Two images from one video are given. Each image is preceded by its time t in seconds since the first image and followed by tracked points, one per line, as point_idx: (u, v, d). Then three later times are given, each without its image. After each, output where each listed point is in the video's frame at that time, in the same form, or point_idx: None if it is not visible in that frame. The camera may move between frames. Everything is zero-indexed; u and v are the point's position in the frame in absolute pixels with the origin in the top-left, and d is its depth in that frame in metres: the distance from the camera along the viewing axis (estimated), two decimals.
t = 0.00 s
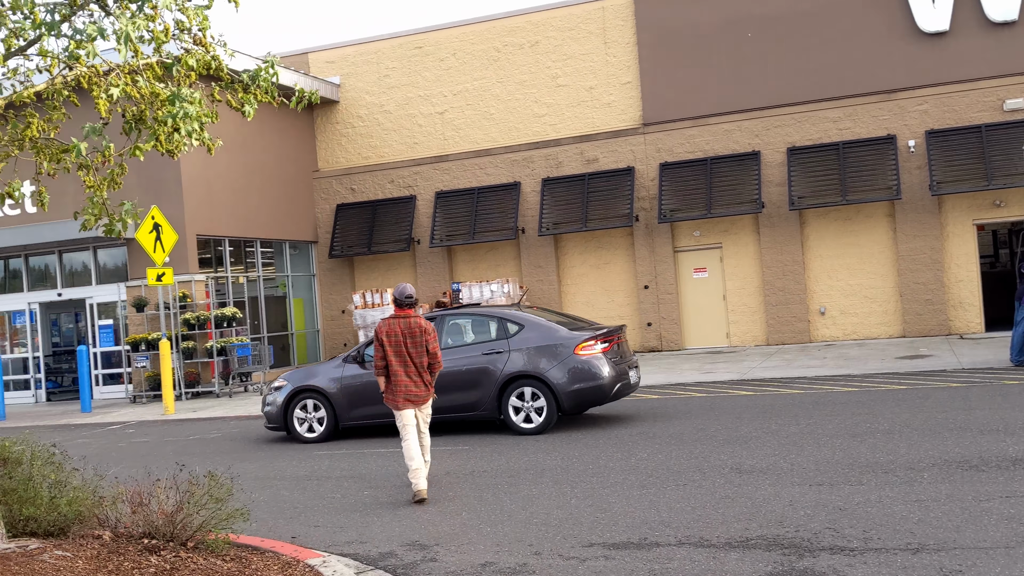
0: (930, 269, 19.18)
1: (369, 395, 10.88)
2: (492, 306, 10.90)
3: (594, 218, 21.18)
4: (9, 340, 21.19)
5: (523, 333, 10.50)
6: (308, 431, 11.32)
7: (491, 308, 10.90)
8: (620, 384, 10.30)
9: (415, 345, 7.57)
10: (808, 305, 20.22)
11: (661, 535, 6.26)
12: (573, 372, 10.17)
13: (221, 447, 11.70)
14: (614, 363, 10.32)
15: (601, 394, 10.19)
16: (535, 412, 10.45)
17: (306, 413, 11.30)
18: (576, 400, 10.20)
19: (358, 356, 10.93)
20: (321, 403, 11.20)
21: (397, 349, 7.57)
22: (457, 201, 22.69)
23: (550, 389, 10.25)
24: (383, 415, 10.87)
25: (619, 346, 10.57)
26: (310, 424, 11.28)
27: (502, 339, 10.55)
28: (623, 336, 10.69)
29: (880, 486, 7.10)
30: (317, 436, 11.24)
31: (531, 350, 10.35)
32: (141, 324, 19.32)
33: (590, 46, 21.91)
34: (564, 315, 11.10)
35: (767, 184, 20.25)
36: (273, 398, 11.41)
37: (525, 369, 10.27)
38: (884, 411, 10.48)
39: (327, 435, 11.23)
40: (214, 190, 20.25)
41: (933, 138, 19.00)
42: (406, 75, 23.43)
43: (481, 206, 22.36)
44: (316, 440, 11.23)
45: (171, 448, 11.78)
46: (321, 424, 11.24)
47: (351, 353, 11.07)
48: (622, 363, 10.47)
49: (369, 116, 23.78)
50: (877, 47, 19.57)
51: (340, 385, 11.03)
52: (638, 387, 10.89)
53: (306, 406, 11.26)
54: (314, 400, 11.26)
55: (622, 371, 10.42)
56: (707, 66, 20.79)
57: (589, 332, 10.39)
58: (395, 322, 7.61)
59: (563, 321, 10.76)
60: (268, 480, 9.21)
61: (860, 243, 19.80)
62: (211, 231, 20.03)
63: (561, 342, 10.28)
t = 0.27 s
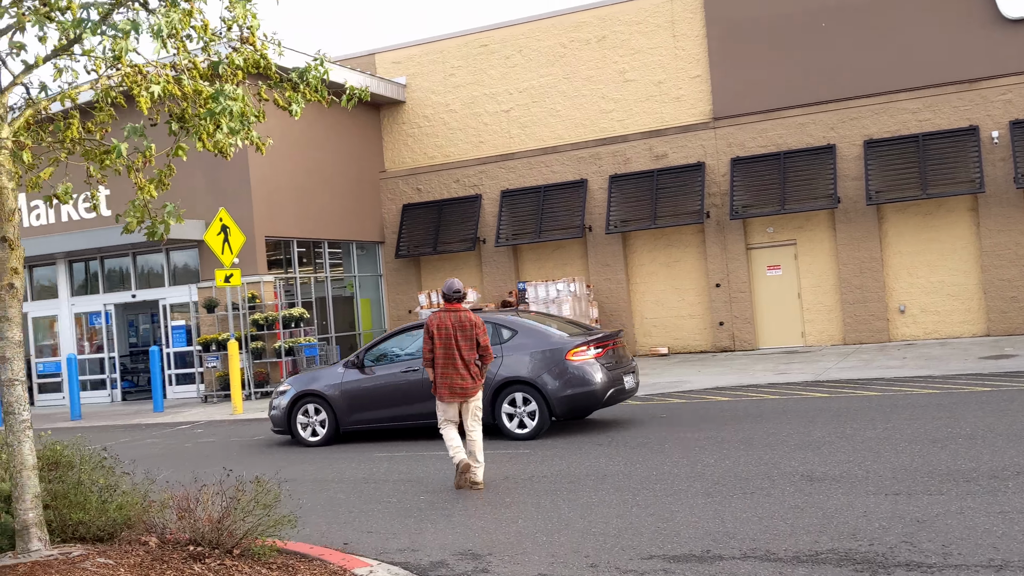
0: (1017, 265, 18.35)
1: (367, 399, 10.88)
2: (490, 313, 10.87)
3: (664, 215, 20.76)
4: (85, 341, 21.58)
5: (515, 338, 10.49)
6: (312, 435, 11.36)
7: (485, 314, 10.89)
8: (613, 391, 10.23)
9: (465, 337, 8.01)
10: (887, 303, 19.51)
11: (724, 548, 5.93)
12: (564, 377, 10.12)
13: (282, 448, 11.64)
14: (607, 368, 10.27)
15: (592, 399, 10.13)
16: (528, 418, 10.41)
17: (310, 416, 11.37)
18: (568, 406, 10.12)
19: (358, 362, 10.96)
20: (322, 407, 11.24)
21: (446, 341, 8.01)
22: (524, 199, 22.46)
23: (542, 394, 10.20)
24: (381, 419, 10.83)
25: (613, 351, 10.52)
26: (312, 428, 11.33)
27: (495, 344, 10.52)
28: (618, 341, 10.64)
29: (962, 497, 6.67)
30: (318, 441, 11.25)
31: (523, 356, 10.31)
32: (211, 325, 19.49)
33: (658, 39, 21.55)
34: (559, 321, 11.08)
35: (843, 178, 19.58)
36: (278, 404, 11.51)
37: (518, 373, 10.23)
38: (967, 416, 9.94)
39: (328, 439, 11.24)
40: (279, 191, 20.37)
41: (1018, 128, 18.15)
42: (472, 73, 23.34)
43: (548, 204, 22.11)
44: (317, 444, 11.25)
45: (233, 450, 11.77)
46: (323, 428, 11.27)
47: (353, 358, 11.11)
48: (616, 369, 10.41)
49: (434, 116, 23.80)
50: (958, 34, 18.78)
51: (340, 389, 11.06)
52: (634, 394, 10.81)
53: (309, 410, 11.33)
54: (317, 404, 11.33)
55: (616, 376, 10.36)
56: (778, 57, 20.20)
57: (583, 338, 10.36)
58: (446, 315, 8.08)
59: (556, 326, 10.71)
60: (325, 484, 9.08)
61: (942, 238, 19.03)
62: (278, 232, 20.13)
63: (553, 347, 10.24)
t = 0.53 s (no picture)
0: None
1: (354, 401, 11.09)
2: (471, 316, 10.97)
3: (716, 210, 20.29)
4: (136, 340, 21.74)
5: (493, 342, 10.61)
6: (298, 438, 11.57)
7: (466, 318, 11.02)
8: (590, 395, 10.29)
9: (493, 340, 8.18)
10: (948, 301, 18.87)
11: (771, 562, 5.61)
12: (540, 381, 10.21)
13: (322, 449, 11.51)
14: (585, 372, 10.32)
15: (567, 403, 10.21)
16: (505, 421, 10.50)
17: (297, 420, 11.58)
18: (544, 410, 10.23)
19: (343, 365, 11.25)
20: (309, 410, 11.46)
21: (477, 345, 8.14)
22: (572, 197, 22.17)
23: (518, 398, 10.31)
24: (368, 421, 11.03)
25: (593, 355, 10.56)
26: (299, 431, 11.55)
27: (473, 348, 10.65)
28: (600, 345, 10.67)
29: None
30: (306, 443, 11.48)
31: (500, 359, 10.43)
32: (259, 324, 19.51)
33: (708, 32, 21.15)
34: (543, 324, 11.14)
35: (901, 172, 18.97)
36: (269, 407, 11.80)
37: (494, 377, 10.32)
38: None
39: (315, 442, 11.45)
40: (326, 190, 20.33)
41: None
42: (520, 70, 23.16)
43: (596, 201, 21.81)
44: (305, 446, 11.45)
45: (274, 450, 11.67)
46: (310, 431, 11.48)
47: (341, 362, 11.34)
48: (595, 373, 10.43)
49: (480, 114, 23.64)
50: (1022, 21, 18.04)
51: (328, 393, 11.28)
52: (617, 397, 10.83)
53: (296, 414, 11.54)
54: (304, 408, 11.54)
55: (594, 380, 10.40)
56: (832, 48, 19.65)
57: (562, 342, 10.43)
58: (473, 320, 8.23)
59: (536, 330, 10.78)
60: (362, 487, 8.90)
61: (1006, 234, 18.32)
62: (326, 232, 20.11)
63: (530, 352, 10.33)
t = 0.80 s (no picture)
0: None
1: (321, 408, 11.23)
2: (433, 324, 11.05)
3: (743, 209, 19.92)
4: (160, 342, 21.73)
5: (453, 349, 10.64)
6: (267, 444, 11.72)
7: (430, 325, 11.07)
8: (548, 402, 10.37)
9: (489, 338, 8.39)
10: (982, 302, 18.40)
11: None
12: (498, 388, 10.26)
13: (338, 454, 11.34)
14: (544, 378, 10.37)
15: (525, 410, 10.27)
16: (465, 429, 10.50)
17: (266, 426, 11.74)
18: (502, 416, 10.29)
19: (312, 372, 11.40)
20: (278, 416, 11.63)
21: (473, 343, 8.34)
22: (597, 196, 21.89)
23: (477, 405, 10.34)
24: (335, 428, 11.16)
25: (553, 361, 10.61)
26: (268, 437, 11.70)
27: (435, 355, 10.70)
28: (560, 350, 10.73)
29: None
30: (275, 448, 11.62)
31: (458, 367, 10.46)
32: (281, 326, 19.41)
33: (735, 28, 20.80)
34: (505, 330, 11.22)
35: (934, 169, 18.52)
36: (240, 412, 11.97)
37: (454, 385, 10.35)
38: None
39: (283, 448, 11.59)
40: (349, 191, 20.18)
41: None
42: (543, 68, 22.94)
43: (621, 200, 21.51)
44: (273, 451, 11.60)
45: (289, 455, 11.51)
46: (279, 437, 11.63)
47: (310, 369, 11.51)
48: (554, 379, 10.50)
49: (504, 113, 23.43)
50: None
51: (296, 399, 11.44)
52: (577, 402, 10.90)
53: (266, 420, 11.71)
54: (273, 414, 11.69)
55: (553, 387, 10.46)
56: (862, 43, 19.24)
57: (521, 347, 10.47)
58: (469, 319, 8.43)
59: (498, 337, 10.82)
60: (372, 494, 8.71)
61: None
62: (349, 233, 19.97)
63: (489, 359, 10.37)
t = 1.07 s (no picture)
0: None
1: (281, 409, 11.32)
2: (392, 326, 11.14)
3: (759, 206, 19.57)
4: (171, 340, 21.62)
5: (411, 351, 10.70)
6: (230, 445, 11.82)
7: (389, 328, 11.16)
8: (504, 405, 10.42)
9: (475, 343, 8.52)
10: (1003, 300, 17.99)
11: None
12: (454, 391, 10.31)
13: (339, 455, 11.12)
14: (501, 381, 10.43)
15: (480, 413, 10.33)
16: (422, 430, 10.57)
17: (229, 427, 11.84)
18: (457, 418, 10.36)
19: (273, 374, 11.48)
20: (240, 417, 11.72)
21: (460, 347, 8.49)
22: (610, 192, 21.62)
23: (433, 407, 10.40)
24: (295, 430, 11.24)
25: (511, 363, 10.68)
26: (230, 437, 11.80)
27: (393, 358, 10.78)
28: (519, 352, 10.79)
29: None
30: (238, 450, 11.72)
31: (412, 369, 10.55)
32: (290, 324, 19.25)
33: (750, 21, 20.48)
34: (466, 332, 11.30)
35: (953, 165, 18.13)
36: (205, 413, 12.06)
37: (409, 388, 10.43)
38: None
39: (245, 449, 11.69)
40: (359, 188, 19.98)
41: None
42: (556, 63, 22.71)
43: (634, 196, 21.22)
44: (235, 452, 11.70)
45: (290, 457, 11.31)
46: (241, 438, 11.73)
47: (271, 371, 11.60)
48: (512, 381, 10.56)
49: (517, 108, 23.20)
50: None
51: (257, 401, 11.53)
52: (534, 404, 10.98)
53: (229, 421, 11.81)
54: (235, 415, 11.79)
55: (510, 389, 10.51)
56: (880, 36, 18.86)
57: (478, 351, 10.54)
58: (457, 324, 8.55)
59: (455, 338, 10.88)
60: (367, 498, 8.48)
61: None
62: (359, 230, 19.79)
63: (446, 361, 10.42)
